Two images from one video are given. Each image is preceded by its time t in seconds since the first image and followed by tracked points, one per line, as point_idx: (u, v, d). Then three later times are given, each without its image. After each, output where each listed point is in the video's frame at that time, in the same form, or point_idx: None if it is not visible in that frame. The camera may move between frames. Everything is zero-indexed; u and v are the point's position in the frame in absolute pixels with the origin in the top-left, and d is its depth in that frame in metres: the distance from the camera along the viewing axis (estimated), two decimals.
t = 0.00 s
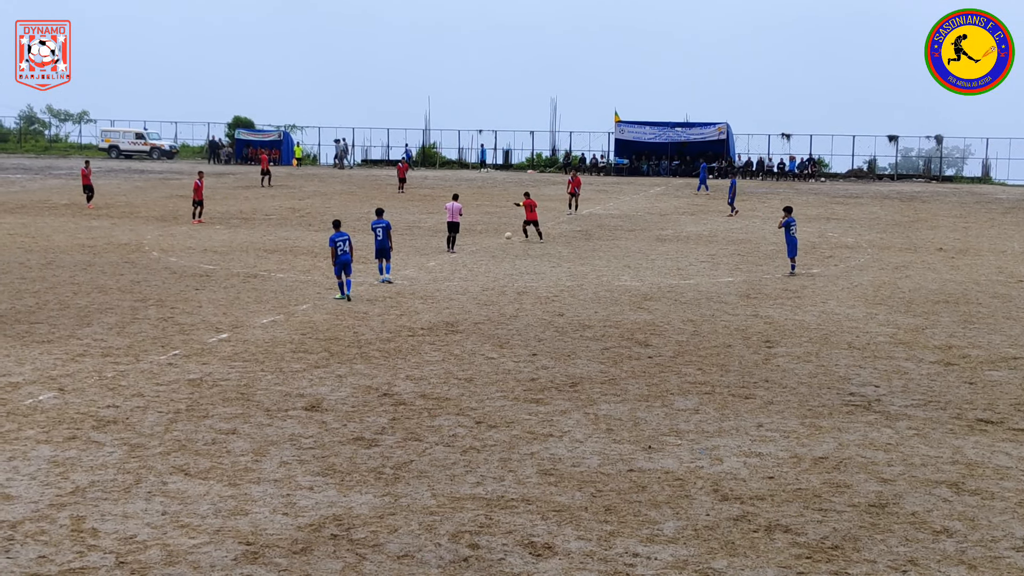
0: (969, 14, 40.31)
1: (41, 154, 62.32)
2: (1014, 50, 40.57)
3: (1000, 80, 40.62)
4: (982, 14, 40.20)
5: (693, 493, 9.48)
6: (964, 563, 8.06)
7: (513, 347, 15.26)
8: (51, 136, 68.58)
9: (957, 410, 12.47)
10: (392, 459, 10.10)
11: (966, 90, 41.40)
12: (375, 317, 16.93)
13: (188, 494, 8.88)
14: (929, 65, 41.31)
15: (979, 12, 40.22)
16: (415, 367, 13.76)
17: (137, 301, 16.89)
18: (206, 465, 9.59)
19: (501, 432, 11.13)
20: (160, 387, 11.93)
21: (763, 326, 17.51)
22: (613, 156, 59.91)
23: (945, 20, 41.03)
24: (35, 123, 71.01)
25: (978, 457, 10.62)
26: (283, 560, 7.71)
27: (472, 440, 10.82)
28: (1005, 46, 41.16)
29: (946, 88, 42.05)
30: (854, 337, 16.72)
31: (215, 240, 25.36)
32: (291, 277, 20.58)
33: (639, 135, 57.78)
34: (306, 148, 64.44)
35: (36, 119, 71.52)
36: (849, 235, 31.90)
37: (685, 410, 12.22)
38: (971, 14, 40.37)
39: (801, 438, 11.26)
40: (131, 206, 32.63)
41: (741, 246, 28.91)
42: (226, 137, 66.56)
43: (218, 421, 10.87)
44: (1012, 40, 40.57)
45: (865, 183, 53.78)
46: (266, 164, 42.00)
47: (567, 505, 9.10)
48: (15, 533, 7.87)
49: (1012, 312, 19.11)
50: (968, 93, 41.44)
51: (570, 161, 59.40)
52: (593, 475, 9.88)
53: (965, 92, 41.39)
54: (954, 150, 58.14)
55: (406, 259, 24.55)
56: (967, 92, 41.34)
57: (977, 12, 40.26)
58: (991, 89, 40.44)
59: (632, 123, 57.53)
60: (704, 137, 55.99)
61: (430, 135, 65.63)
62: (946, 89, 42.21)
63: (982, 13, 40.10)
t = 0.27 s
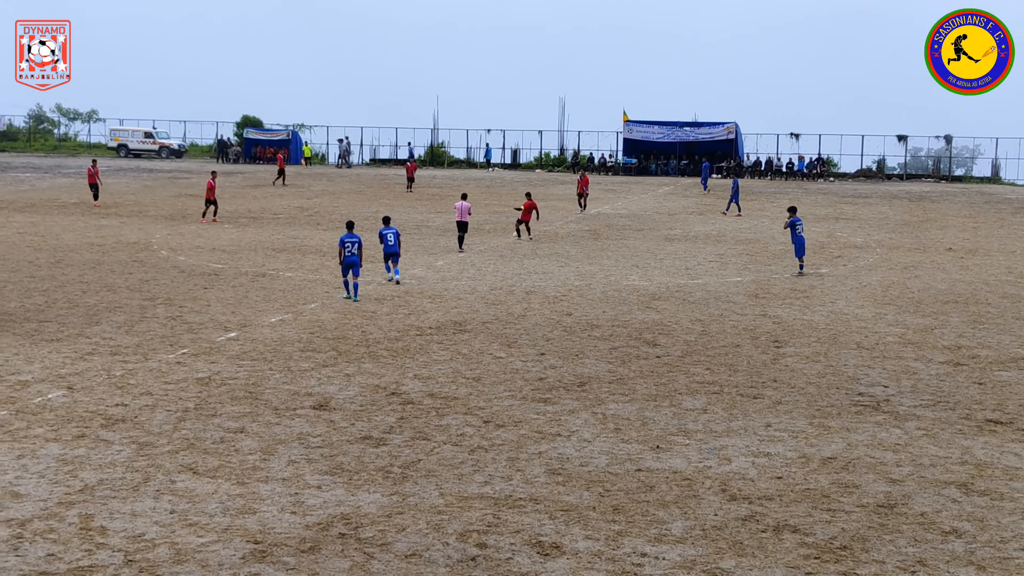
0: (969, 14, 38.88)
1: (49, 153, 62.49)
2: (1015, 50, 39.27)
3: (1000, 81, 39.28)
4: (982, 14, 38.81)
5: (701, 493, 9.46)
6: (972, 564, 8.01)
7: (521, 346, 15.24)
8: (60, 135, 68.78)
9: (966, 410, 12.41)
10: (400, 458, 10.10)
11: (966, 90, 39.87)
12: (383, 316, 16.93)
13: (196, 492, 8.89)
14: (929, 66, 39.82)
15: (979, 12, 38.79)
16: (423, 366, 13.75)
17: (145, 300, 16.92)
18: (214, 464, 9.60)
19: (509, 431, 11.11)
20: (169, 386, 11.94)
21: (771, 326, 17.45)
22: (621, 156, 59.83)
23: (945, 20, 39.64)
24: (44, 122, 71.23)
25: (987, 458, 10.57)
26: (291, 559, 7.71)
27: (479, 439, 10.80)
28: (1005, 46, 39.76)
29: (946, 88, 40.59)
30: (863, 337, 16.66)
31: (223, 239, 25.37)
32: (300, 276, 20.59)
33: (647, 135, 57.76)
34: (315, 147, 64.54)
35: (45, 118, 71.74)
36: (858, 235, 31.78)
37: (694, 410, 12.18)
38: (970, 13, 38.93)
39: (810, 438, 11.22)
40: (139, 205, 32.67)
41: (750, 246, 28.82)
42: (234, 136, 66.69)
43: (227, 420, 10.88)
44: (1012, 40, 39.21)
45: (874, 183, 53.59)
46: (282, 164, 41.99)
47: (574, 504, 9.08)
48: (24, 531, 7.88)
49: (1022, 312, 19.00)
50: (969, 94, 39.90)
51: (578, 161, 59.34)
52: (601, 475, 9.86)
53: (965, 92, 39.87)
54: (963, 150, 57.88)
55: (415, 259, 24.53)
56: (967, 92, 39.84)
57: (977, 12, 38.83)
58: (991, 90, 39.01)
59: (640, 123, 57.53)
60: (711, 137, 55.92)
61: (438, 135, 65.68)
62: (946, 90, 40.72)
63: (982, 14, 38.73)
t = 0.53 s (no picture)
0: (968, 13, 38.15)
1: (63, 152, 62.77)
2: (1014, 50, 38.61)
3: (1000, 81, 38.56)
4: (982, 14, 38.08)
5: (713, 493, 9.42)
6: (986, 566, 7.95)
7: (533, 347, 15.22)
8: (73, 135, 69.03)
9: (979, 411, 12.34)
10: (411, 458, 10.09)
11: (966, 90, 38.92)
12: (395, 316, 16.93)
13: (208, 491, 8.90)
14: (929, 65, 38.92)
15: (979, 12, 38.07)
16: (435, 366, 13.74)
17: (158, 299, 16.97)
18: (226, 463, 9.61)
19: (520, 431, 11.09)
20: (181, 385, 11.97)
21: (783, 326, 17.39)
22: (633, 156, 59.70)
23: (945, 20, 38.86)
24: (57, 121, 71.52)
25: (1001, 459, 10.50)
26: (303, 558, 7.71)
27: (491, 439, 10.79)
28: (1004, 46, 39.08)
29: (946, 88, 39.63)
30: (875, 338, 16.57)
31: (235, 239, 25.41)
32: (311, 275, 20.61)
33: (659, 135, 57.68)
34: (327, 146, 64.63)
35: (59, 117, 72.05)
36: (870, 236, 31.65)
37: (705, 410, 12.14)
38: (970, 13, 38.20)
39: (822, 439, 11.17)
40: (151, 205, 32.75)
41: (762, 246, 28.73)
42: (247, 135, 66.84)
43: (239, 419, 10.89)
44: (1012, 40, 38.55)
45: (886, 183, 53.34)
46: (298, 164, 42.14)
47: (586, 505, 9.05)
48: (37, 530, 7.89)
49: None
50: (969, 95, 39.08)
51: (590, 161, 59.24)
52: (613, 475, 9.83)
53: (965, 92, 38.98)
54: (977, 150, 57.53)
55: (426, 259, 24.53)
56: (966, 92, 38.98)
57: (976, 12, 38.12)
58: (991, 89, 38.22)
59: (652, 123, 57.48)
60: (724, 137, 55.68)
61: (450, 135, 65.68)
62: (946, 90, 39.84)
63: (982, 13, 37.90)
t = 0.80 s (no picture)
0: (968, 14, 38.93)
1: (81, 153, 63.20)
2: (1014, 50, 39.29)
3: (1000, 80, 39.06)
4: (982, 14, 38.89)
5: (729, 495, 9.36)
6: (1004, 569, 7.87)
7: (548, 348, 15.20)
8: (91, 136, 69.45)
9: (997, 413, 12.23)
10: (426, 458, 10.07)
11: (967, 91, 39.58)
12: (410, 317, 16.94)
13: (224, 492, 8.90)
14: (929, 65, 39.77)
15: (980, 12, 38.84)
16: (450, 367, 13.74)
17: (175, 300, 17.03)
18: (242, 463, 9.62)
19: (536, 432, 11.07)
20: (198, 385, 12.00)
21: (800, 328, 17.31)
22: (649, 157, 59.64)
23: (945, 20, 39.66)
24: (76, 122, 71.96)
25: (1019, 462, 10.39)
26: (319, 559, 7.70)
27: (506, 440, 10.77)
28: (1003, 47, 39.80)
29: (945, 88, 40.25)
30: (892, 340, 16.48)
31: (252, 240, 25.49)
32: (328, 276, 20.65)
33: (675, 136, 57.65)
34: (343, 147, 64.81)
35: (77, 118, 72.53)
36: (887, 237, 31.51)
37: (721, 412, 12.08)
38: (970, 14, 38.96)
39: (838, 441, 11.09)
40: (169, 206, 32.92)
41: (778, 247, 28.64)
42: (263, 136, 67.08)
43: (255, 420, 10.90)
44: (1012, 41, 39.23)
45: (903, 185, 53.11)
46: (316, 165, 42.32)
47: (601, 506, 9.01)
48: (54, 530, 7.91)
49: None
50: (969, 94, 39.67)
51: (606, 162, 59.22)
52: (628, 476, 9.79)
53: (965, 92, 39.61)
54: (995, 151, 57.20)
55: (442, 259, 24.56)
56: (967, 92, 39.64)
57: (977, 12, 38.89)
58: (992, 89, 38.87)
59: (668, 123, 57.44)
60: (740, 138, 55.86)
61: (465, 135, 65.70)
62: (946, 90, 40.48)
63: (982, 13, 38.67)
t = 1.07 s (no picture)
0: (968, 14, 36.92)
1: (102, 155, 63.62)
2: (1014, 49, 37.60)
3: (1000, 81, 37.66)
4: (983, 14, 36.96)
5: (748, 499, 9.28)
6: None
7: (567, 350, 15.14)
8: (112, 138, 69.90)
9: (1020, 417, 12.07)
10: (445, 460, 10.05)
11: (966, 90, 37.92)
12: (429, 319, 16.93)
13: (244, 493, 8.91)
14: (929, 65, 38.05)
15: (980, 11, 36.84)
16: (469, 369, 13.71)
17: (195, 301, 17.09)
18: (262, 465, 9.63)
19: (555, 435, 11.01)
20: (218, 387, 12.03)
21: (820, 331, 17.16)
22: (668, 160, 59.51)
23: (945, 19, 37.74)
24: (97, 124, 72.48)
25: None
26: (338, 560, 7.69)
27: (524, 443, 10.72)
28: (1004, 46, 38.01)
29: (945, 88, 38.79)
30: (913, 343, 16.31)
31: (271, 242, 25.55)
32: (347, 278, 20.67)
33: (694, 138, 57.49)
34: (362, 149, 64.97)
35: (98, 120, 73.00)
36: (908, 239, 31.22)
37: (741, 415, 11.99)
38: (970, 13, 36.97)
39: (859, 444, 10.98)
40: (189, 208, 33.07)
41: (798, 250, 28.42)
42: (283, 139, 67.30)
43: (274, 421, 10.91)
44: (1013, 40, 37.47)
45: (924, 187, 52.69)
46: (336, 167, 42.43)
47: (620, 509, 8.95)
48: (75, 530, 7.93)
49: None
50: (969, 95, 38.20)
51: (625, 164, 59.14)
52: (647, 479, 9.72)
53: (964, 92, 38.13)
54: (1017, 153, 56.61)
55: (461, 261, 24.53)
56: (966, 93, 38.08)
57: (977, 12, 36.90)
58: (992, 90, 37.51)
59: (687, 126, 57.31)
60: (759, 141, 55.77)
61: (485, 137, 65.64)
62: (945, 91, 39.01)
63: (983, 13, 36.71)
